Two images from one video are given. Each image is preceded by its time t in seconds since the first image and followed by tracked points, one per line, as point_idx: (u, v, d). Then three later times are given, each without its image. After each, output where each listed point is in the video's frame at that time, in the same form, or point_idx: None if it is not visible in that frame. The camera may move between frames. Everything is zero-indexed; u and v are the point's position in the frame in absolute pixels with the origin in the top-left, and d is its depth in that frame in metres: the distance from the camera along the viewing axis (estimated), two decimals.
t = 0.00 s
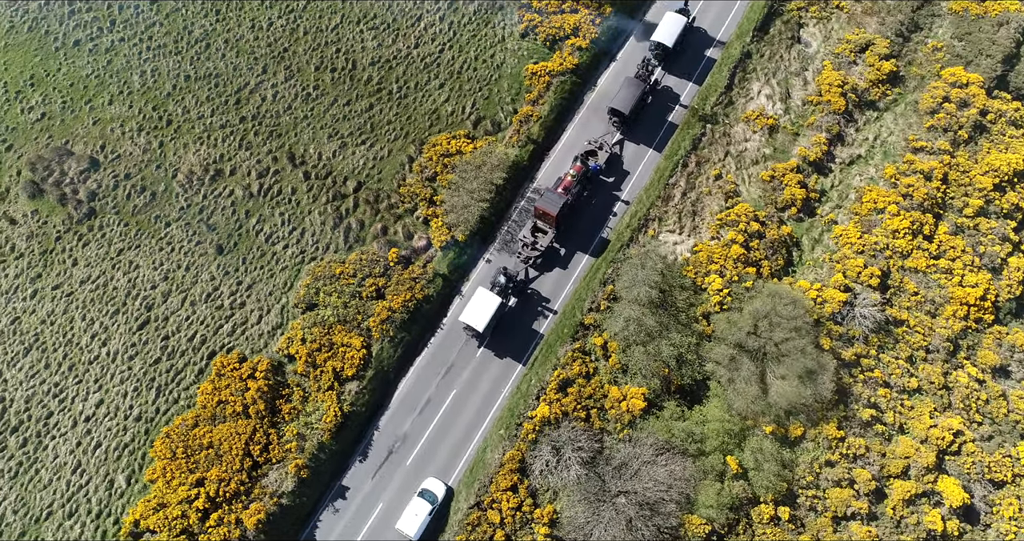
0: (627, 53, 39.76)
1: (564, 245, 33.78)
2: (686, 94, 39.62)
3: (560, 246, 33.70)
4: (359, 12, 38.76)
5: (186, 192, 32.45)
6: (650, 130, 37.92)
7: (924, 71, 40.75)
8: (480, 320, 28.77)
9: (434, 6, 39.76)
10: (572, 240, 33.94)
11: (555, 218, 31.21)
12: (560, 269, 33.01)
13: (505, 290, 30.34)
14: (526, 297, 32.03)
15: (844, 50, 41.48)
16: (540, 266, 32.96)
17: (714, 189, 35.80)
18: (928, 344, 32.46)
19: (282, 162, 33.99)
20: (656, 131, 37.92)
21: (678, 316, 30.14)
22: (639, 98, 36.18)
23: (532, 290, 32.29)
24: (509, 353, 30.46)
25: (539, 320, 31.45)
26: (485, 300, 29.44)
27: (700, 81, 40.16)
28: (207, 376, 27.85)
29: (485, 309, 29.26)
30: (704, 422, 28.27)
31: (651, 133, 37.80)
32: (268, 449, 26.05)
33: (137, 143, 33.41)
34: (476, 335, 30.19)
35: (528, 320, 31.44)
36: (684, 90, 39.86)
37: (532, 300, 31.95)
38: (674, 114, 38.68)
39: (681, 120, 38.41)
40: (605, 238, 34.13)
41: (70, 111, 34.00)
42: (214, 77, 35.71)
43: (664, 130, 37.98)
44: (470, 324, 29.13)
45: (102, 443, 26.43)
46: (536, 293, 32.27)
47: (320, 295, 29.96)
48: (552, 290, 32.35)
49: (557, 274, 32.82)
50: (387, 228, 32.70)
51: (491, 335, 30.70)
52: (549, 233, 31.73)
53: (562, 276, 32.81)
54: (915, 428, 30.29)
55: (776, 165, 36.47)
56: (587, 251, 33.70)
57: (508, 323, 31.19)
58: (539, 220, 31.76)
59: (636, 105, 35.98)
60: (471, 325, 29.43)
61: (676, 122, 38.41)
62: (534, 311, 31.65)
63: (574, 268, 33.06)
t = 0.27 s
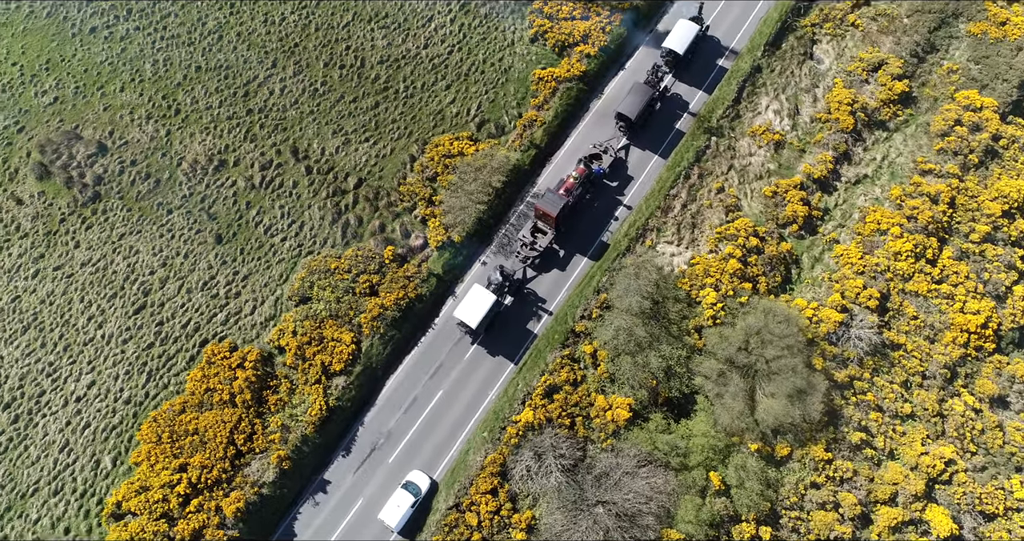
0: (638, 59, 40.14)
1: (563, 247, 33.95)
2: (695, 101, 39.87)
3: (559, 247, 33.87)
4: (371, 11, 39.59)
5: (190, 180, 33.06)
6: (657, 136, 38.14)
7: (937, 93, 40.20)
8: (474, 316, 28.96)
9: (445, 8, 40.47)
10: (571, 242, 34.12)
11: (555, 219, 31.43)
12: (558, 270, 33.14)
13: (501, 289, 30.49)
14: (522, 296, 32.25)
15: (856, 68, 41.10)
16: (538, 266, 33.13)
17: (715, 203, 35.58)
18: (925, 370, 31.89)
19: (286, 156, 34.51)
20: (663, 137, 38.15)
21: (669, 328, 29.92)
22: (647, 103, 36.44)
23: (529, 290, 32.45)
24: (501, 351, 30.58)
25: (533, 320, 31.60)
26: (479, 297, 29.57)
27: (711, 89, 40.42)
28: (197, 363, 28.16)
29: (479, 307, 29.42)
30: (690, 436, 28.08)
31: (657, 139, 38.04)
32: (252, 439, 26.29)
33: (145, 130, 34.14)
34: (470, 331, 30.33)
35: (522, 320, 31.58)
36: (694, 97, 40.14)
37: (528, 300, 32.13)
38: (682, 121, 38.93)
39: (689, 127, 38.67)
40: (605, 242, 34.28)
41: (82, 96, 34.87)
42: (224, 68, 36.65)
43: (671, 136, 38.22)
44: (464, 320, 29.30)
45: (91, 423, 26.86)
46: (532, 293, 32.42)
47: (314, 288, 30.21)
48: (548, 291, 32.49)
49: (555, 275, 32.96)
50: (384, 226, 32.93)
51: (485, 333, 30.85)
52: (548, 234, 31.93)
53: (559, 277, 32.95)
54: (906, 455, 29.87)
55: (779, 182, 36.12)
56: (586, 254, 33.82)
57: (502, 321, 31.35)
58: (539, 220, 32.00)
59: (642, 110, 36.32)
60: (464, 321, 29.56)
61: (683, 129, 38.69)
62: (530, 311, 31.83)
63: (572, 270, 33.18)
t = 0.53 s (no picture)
0: (649, 65, 40.36)
1: (562, 249, 34.00)
2: (704, 110, 39.89)
3: (558, 249, 33.94)
4: (382, 10, 40.03)
5: (194, 170, 33.69)
6: (664, 142, 38.19)
7: (949, 115, 39.62)
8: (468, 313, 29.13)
9: (456, 10, 40.72)
10: (571, 244, 34.18)
11: (554, 221, 31.55)
12: (556, 272, 33.19)
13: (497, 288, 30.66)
14: (519, 296, 32.34)
15: (867, 87, 40.63)
16: (536, 267, 33.21)
17: (714, 216, 35.42)
18: (920, 395, 31.34)
19: (289, 150, 35.01)
20: (669, 144, 38.19)
21: (660, 339, 29.70)
22: (654, 109, 36.53)
23: (526, 290, 32.55)
24: (494, 349, 30.70)
25: (528, 320, 31.69)
26: (474, 294, 29.71)
27: (720, 98, 40.36)
28: (189, 350, 28.49)
29: (473, 304, 29.54)
30: (673, 449, 27.99)
31: (663, 146, 38.10)
32: (237, 428, 26.54)
33: (153, 118, 34.80)
34: (464, 328, 30.44)
35: (517, 320, 31.68)
36: (703, 105, 40.13)
37: (524, 300, 32.23)
38: (689, 129, 38.96)
39: (696, 135, 38.69)
40: (604, 246, 34.34)
41: (94, 82, 35.58)
42: (235, 61, 37.23)
43: (677, 143, 38.25)
44: (458, 317, 29.45)
45: (82, 404, 27.34)
46: (528, 293, 32.47)
47: (308, 282, 30.46)
48: (545, 292, 32.53)
49: (552, 276, 33.01)
50: (382, 224, 33.25)
51: (479, 330, 30.99)
52: (547, 235, 32.06)
53: (556, 279, 32.99)
54: (894, 480, 29.46)
55: (781, 198, 35.77)
56: (585, 257, 33.86)
57: (497, 319, 31.50)
58: (539, 221, 32.16)
59: (650, 116, 36.44)
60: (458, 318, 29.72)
61: (690, 137, 38.71)
62: (525, 310, 31.91)
63: (569, 272, 33.21)
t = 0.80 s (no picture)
0: (658, 73, 40.83)
1: (562, 251, 34.34)
2: (712, 118, 40.22)
3: (558, 251, 34.29)
4: (393, 10, 40.77)
5: (198, 161, 34.31)
6: (670, 149, 38.52)
7: (959, 137, 39.04)
8: (463, 310, 29.53)
9: (467, 13, 41.44)
10: (571, 246, 34.53)
11: (554, 222, 31.91)
12: (554, 273, 33.53)
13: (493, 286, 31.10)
14: (515, 295, 32.70)
15: (877, 105, 40.26)
16: (534, 267, 33.54)
17: (713, 228, 35.15)
18: (912, 420, 30.87)
19: (293, 144, 35.53)
20: (675, 151, 38.54)
21: (649, 350, 29.54)
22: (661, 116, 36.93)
23: (522, 289, 32.89)
24: (487, 346, 31.05)
25: (523, 319, 32.04)
26: (469, 291, 29.99)
27: (729, 107, 40.68)
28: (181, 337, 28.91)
29: (469, 301, 29.84)
30: (657, 461, 27.80)
31: (669, 153, 38.44)
32: (223, 416, 26.85)
33: (162, 108, 35.58)
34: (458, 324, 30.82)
35: (512, 318, 32.03)
36: (711, 114, 40.48)
37: (520, 299, 32.60)
38: (696, 137, 39.29)
39: (702, 143, 38.99)
40: (603, 249, 34.63)
41: (107, 70, 36.46)
42: (245, 54, 37.99)
43: (683, 151, 38.59)
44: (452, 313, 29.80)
45: (74, 385, 27.84)
46: (525, 292, 32.86)
47: (302, 276, 30.79)
48: (542, 293, 32.88)
49: (550, 277, 33.33)
50: (380, 221, 33.43)
51: (474, 327, 31.39)
52: (547, 236, 32.43)
53: (554, 279, 33.33)
54: (881, 505, 29.01)
55: (782, 214, 35.46)
56: (583, 260, 34.16)
57: (493, 316, 31.91)
58: (539, 222, 32.53)
59: (656, 122, 36.85)
60: (452, 313, 30.05)
61: (696, 144, 39.03)
62: (521, 310, 32.27)
63: (567, 274, 33.50)
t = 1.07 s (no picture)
0: (668, 80, 41.04)
1: (561, 252, 34.44)
2: (721, 127, 40.20)
3: (557, 252, 34.41)
4: (404, 11, 41.53)
5: (204, 151, 35.01)
6: (676, 156, 38.57)
7: (970, 160, 38.39)
8: (458, 305, 29.82)
9: (478, 15, 42.12)
10: (570, 248, 34.62)
11: (554, 222, 32.13)
12: (552, 274, 33.64)
13: (490, 284, 31.28)
14: (512, 294, 32.83)
15: (886, 124, 39.84)
16: (533, 267, 33.69)
17: (712, 241, 34.96)
18: (903, 445, 30.41)
19: (297, 138, 36.10)
20: (681, 158, 38.56)
21: (638, 360, 29.36)
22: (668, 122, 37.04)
23: (519, 289, 33.02)
24: (481, 344, 31.19)
25: (518, 319, 32.11)
26: (465, 287, 30.18)
27: (739, 117, 40.61)
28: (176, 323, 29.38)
29: (464, 296, 30.08)
30: (638, 472, 27.63)
31: (675, 159, 38.47)
32: (211, 404, 27.21)
33: (172, 97, 36.40)
34: (453, 320, 31.02)
35: (507, 318, 32.14)
36: (720, 122, 40.46)
37: (516, 298, 32.73)
38: (703, 145, 39.28)
39: (709, 151, 38.98)
40: (603, 253, 34.68)
41: (122, 58, 37.38)
42: (257, 48, 38.85)
43: (689, 158, 38.59)
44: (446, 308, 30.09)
45: (68, 365, 28.41)
46: (522, 292, 33.00)
47: (298, 269, 31.15)
48: (539, 293, 33.00)
49: (548, 278, 33.47)
50: (378, 219, 33.82)
51: (469, 324, 31.57)
52: (547, 237, 32.69)
53: (552, 281, 33.44)
54: (865, 529, 28.66)
55: (782, 229, 35.18)
56: (583, 262, 34.24)
57: (489, 314, 32.05)
58: (540, 222, 32.82)
59: (662, 128, 36.93)
60: (447, 309, 30.30)
61: (703, 152, 39.04)
62: (516, 309, 32.37)
63: (565, 276, 33.60)
